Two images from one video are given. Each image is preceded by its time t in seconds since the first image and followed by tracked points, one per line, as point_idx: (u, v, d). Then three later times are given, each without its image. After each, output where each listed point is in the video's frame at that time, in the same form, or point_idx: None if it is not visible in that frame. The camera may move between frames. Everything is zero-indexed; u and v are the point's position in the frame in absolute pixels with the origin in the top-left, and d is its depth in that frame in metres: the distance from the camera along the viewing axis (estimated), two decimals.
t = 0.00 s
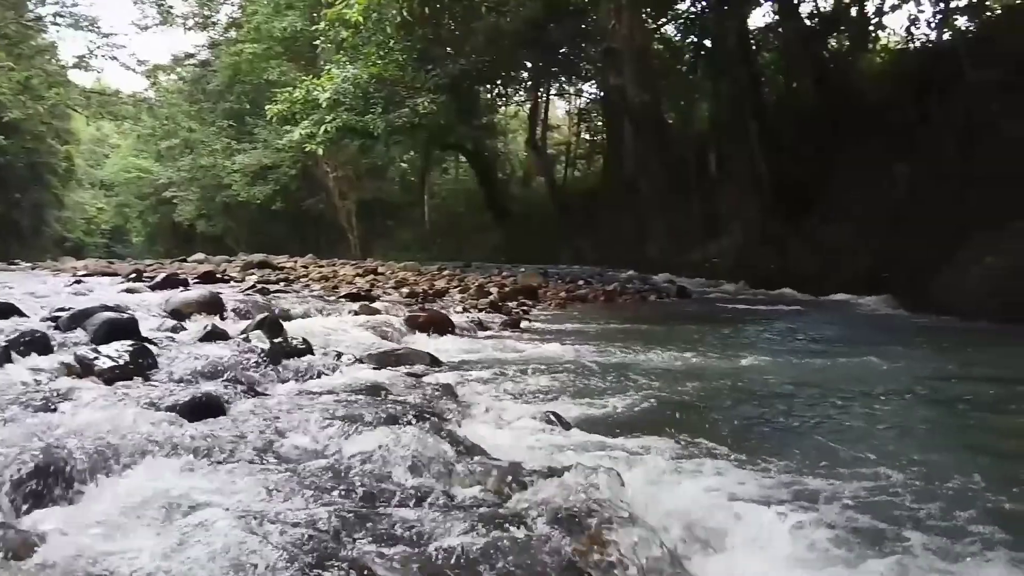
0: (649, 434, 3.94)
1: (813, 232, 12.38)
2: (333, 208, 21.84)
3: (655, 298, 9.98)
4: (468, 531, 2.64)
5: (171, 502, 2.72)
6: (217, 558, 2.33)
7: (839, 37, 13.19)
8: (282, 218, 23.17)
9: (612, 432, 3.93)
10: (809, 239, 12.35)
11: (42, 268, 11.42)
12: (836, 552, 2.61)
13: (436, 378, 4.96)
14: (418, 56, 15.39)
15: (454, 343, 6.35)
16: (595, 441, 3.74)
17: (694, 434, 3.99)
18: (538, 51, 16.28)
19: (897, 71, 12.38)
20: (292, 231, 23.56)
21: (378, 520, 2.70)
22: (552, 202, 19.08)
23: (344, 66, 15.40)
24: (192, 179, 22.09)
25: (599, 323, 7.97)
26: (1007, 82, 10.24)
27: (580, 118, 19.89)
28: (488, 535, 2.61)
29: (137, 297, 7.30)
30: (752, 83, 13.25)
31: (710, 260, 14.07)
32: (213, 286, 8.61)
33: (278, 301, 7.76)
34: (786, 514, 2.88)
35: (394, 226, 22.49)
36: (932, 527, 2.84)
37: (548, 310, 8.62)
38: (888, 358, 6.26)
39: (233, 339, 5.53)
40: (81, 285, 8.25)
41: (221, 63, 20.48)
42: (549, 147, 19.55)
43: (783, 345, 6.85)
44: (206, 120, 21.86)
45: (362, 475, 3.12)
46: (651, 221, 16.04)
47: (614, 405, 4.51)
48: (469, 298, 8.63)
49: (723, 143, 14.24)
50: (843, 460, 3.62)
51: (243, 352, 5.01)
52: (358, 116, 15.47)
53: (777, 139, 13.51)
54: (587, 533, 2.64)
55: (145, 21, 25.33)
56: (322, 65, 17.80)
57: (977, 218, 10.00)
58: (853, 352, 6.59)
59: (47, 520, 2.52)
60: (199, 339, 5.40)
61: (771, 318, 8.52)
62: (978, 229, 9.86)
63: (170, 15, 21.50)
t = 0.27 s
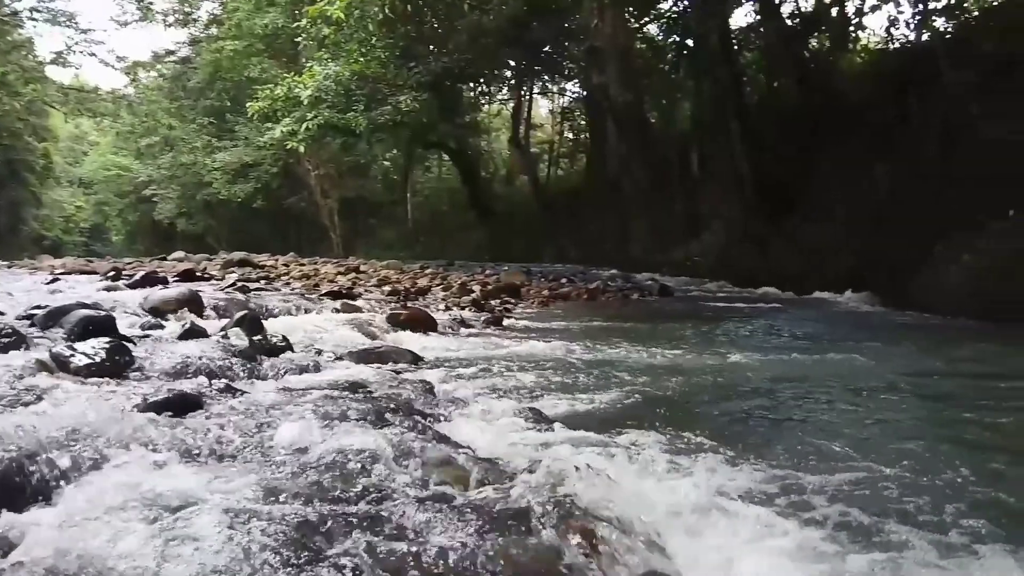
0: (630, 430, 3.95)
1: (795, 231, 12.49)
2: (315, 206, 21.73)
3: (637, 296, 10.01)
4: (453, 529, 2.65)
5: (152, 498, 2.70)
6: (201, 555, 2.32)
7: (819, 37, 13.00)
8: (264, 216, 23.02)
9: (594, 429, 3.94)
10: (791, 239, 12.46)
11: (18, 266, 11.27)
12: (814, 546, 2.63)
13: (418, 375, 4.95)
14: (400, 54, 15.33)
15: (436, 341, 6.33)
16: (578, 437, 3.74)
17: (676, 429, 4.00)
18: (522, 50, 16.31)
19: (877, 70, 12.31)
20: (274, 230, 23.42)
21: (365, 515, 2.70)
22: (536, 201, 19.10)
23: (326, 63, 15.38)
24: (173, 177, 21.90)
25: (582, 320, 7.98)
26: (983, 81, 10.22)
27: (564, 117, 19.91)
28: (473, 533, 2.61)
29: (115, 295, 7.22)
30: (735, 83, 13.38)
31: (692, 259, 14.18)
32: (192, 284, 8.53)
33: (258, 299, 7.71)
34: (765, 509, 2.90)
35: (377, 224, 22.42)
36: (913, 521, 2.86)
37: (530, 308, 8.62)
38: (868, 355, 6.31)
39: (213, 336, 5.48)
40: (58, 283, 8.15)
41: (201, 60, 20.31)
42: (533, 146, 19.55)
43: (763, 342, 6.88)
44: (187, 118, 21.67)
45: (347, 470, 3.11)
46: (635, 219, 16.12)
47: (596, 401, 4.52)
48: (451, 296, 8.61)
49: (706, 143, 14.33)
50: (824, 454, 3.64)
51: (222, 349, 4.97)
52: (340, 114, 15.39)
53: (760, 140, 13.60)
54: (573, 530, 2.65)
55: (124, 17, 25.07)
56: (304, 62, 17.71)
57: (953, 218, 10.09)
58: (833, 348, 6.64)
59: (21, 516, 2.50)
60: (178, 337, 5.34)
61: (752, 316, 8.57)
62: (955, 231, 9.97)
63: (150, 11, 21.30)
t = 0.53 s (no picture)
0: (607, 425, 3.96)
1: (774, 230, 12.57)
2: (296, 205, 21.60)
3: (618, 293, 10.04)
4: (442, 524, 2.65)
5: (130, 494, 2.67)
6: (188, 550, 2.30)
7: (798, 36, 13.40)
8: (244, 215, 22.85)
9: (572, 424, 3.94)
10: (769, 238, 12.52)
11: None
12: (798, 540, 2.65)
13: (396, 372, 4.93)
14: (380, 51, 15.28)
15: (415, 338, 6.31)
16: (556, 432, 3.75)
17: (653, 424, 4.01)
18: (505, 49, 16.35)
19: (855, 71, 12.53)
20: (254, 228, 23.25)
21: (351, 512, 2.69)
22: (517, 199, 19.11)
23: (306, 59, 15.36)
24: (151, 174, 21.68)
25: (561, 318, 7.99)
26: (956, 79, 10.65)
27: (545, 115, 19.95)
28: (461, 529, 2.61)
29: (89, 293, 7.13)
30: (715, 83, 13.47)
31: (672, 257, 14.21)
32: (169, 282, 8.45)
33: (236, 297, 7.64)
34: (743, 502, 2.92)
35: (358, 223, 22.33)
36: (889, 513, 2.89)
37: (510, 306, 8.62)
38: (843, 351, 6.37)
39: (189, 334, 5.42)
40: (32, 281, 8.03)
41: (179, 57, 20.12)
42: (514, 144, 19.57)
43: (741, 339, 6.93)
44: (165, 115, 21.47)
45: (332, 466, 3.10)
46: (615, 218, 16.15)
47: (573, 397, 4.52)
48: (431, 294, 8.59)
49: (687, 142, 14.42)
50: (800, 449, 3.67)
51: (197, 347, 4.92)
52: (320, 111, 15.32)
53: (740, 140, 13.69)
54: (559, 526, 2.66)
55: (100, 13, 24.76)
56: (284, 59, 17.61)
57: (930, 211, 10.10)
58: (810, 345, 6.70)
59: None
60: (153, 334, 5.28)
61: (730, 313, 8.63)
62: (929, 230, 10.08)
63: (127, 7, 21.07)
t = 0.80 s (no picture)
0: (590, 422, 3.96)
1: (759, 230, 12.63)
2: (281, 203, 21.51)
3: (602, 292, 10.07)
4: (424, 519, 2.66)
5: (111, 491, 2.65)
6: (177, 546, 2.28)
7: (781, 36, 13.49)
8: (228, 213, 22.72)
9: (555, 421, 3.95)
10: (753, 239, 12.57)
11: None
12: (779, 533, 2.66)
13: (380, 370, 4.92)
14: (365, 49, 15.24)
15: (399, 336, 6.30)
16: (539, 429, 3.75)
17: (636, 421, 4.02)
18: (491, 48, 16.38)
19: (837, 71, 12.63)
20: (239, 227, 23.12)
21: (344, 509, 2.67)
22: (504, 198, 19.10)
23: (290, 57, 15.29)
24: (134, 172, 21.52)
25: (546, 316, 8.00)
26: (937, 79, 10.66)
27: (531, 114, 19.96)
28: (453, 526, 2.60)
29: (70, 291, 7.06)
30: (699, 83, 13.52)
31: (657, 256, 14.23)
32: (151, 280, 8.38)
33: (219, 295, 7.59)
34: (725, 497, 2.94)
35: (343, 222, 22.25)
36: (871, 507, 2.92)
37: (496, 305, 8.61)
38: (826, 348, 6.42)
39: (170, 332, 5.38)
40: (12, 280, 7.94)
41: (162, 54, 19.97)
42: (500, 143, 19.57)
43: (725, 337, 6.97)
44: (147, 113, 21.30)
45: (324, 464, 3.09)
46: (601, 218, 16.17)
47: (557, 394, 4.53)
48: (416, 292, 8.57)
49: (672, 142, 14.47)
50: (782, 444, 3.69)
51: (179, 345, 4.89)
52: (304, 109, 15.27)
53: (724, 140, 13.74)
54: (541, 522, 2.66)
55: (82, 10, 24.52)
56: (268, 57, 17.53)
57: (912, 212, 10.14)
58: (793, 342, 6.74)
59: None
60: (135, 333, 5.24)
61: (714, 311, 8.67)
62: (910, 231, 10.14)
63: (109, 4, 20.89)
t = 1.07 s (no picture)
0: (573, 418, 3.96)
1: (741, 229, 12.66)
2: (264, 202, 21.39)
3: (586, 290, 10.09)
4: (407, 515, 2.65)
5: (89, 491, 2.62)
6: (164, 550, 2.24)
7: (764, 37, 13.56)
8: (210, 212, 22.56)
9: (538, 417, 3.95)
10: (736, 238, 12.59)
11: None
12: (761, 528, 2.67)
13: (361, 368, 4.90)
14: (348, 47, 15.17)
15: (381, 334, 6.28)
16: (521, 426, 3.74)
17: (618, 418, 4.03)
18: (475, 47, 16.39)
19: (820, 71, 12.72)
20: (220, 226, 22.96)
21: (333, 510, 2.63)
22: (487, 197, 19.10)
23: (271, 54, 15.15)
24: (114, 170, 21.31)
25: (529, 314, 8.00)
26: (918, 80, 10.73)
27: (515, 113, 19.96)
28: (435, 522, 2.60)
29: (47, 290, 6.97)
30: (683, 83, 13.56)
31: (640, 255, 14.23)
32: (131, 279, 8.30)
33: (199, 294, 7.53)
34: (707, 493, 2.95)
35: (325, 221, 22.14)
36: (852, 502, 2.94)
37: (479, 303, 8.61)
38: (806, 345, 6.47)
39: (149, 331, 5.33)
40: None
41: (142, 51, 19.79)
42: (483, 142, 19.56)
43: (706, 334, 7.00)
44: (127, 110, 21.10)
45: (308, 464, 3.05)
46: (585, 217, 16.18)
47: (539, 391, 4.53)
48: (399, 291, 8.55)
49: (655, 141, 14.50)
50: (762, 440, 3.71)
51: (157, 343, 4.84)
52: (286, 107, 15.18)
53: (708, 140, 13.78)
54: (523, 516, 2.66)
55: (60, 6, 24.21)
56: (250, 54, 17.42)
57: (894, 212, 10.18)
58: (774, 339, 6.78)
59: None
60: (113, 331, 5.19)
61: (697, 310, 8.70)
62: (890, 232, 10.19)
63: None
